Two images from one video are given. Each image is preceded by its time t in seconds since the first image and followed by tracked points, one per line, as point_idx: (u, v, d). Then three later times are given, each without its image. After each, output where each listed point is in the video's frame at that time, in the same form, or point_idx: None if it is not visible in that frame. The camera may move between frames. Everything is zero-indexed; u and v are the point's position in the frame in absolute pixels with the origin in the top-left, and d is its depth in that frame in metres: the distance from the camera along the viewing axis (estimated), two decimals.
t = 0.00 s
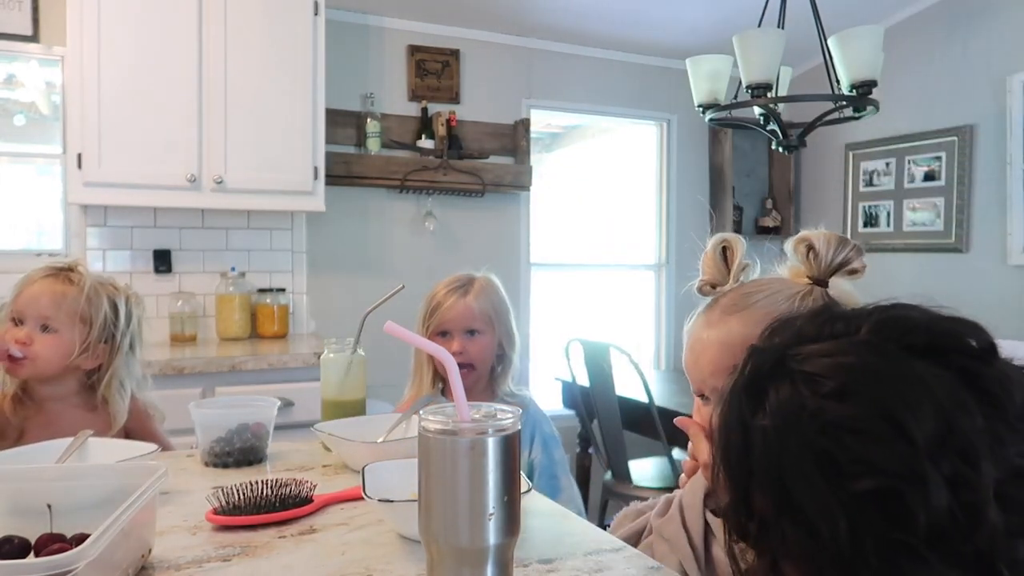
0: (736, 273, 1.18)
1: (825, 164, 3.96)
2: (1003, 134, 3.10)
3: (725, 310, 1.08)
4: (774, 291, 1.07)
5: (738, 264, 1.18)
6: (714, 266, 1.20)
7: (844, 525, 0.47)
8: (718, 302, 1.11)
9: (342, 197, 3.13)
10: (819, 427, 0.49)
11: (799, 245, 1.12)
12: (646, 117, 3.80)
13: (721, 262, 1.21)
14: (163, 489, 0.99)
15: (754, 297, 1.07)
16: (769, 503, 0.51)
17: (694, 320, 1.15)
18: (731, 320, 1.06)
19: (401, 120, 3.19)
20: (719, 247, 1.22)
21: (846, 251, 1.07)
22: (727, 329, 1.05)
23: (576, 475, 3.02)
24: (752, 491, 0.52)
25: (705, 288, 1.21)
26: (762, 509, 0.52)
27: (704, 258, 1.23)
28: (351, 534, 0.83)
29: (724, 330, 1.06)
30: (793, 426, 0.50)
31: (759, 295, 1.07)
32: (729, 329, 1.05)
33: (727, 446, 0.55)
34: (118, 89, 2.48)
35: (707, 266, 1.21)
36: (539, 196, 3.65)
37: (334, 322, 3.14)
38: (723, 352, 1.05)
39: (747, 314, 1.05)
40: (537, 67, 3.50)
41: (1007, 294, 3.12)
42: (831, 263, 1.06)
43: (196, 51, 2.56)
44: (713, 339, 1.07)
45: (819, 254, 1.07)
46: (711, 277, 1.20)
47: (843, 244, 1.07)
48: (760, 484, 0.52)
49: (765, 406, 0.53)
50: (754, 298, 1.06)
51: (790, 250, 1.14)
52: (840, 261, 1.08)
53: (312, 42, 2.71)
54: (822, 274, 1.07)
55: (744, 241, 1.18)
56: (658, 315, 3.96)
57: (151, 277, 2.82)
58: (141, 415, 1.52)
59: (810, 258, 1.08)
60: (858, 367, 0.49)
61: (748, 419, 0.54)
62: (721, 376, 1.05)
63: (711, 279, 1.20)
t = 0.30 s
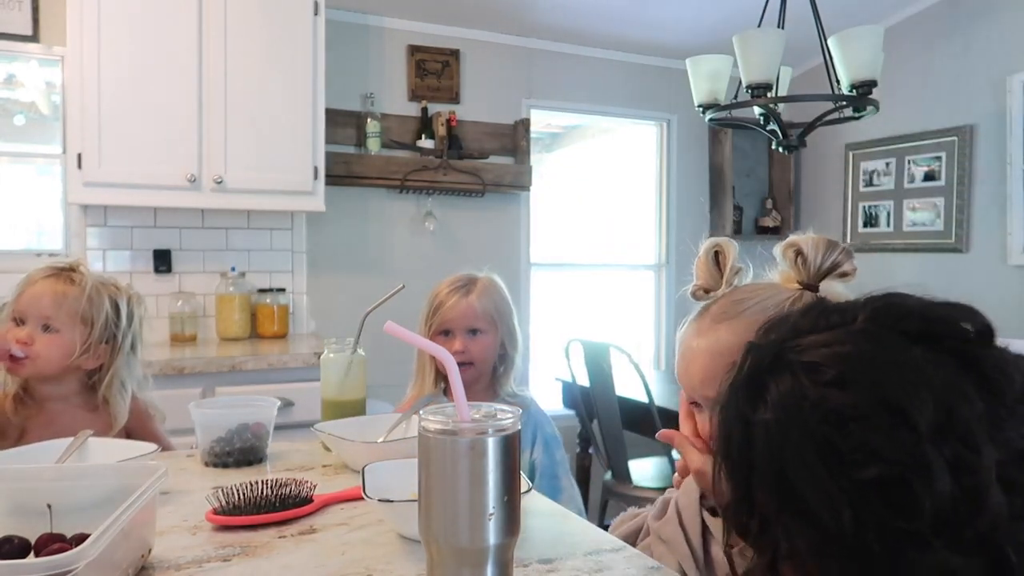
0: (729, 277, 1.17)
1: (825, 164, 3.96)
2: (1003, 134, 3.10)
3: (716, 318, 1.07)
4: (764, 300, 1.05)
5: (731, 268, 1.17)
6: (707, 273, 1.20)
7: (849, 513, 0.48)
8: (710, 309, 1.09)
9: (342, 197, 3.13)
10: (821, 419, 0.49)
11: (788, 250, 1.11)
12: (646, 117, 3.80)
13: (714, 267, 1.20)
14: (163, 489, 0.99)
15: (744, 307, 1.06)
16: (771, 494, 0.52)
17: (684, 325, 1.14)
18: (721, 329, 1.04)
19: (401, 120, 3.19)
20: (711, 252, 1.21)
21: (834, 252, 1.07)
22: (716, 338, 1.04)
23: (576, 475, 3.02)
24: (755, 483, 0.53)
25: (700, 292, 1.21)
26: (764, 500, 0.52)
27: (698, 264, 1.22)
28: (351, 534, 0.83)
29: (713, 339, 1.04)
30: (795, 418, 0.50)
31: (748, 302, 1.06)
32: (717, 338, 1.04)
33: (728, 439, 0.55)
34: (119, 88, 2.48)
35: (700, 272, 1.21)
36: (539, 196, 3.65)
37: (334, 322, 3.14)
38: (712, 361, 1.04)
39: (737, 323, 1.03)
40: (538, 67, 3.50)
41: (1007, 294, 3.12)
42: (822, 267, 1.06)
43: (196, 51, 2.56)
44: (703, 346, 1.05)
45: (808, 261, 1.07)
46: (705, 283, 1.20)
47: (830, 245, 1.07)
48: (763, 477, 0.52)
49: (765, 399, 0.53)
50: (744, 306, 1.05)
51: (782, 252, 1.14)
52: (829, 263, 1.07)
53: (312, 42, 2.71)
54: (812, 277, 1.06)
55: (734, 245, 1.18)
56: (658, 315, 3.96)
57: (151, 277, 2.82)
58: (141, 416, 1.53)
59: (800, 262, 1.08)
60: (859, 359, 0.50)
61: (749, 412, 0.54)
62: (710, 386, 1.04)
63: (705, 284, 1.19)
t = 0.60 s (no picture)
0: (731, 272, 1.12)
1: (826, 164, 3.96)
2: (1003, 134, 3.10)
3: (716, 310, 1.00)
4: (765, 293, 0.99)
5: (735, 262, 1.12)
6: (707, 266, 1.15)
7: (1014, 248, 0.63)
8: (712, 300, 1.02)
9: (342, 197, 3.13)
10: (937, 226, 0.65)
11: (801, 248, 1.06)
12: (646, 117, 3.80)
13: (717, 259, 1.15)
14: (163, 489, 0.99)
15: (743, 299, 0.99)
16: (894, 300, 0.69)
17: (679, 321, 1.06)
18: (727, 320, 0.97)
19: (401, 120, 3.19)
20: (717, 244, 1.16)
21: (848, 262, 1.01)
22: (721, 331, 0.97)
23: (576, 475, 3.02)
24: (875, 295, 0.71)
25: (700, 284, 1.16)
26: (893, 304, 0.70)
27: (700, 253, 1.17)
28: (351, 534, 0.83)
29: (716, 332, 0.97)
30: (941, 196, 0.66)
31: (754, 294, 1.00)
32: (722, 332, 0.96)
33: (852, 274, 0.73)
34: (119, 88, 2.48)
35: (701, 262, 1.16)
36: (539, 196, 3.65)
37: (334, 323, 3.14)
38: (715, 355, 0.96)
39: (739, 318, 0.97)
40: (538, 67, 3.50)
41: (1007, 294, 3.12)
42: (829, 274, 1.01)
43: (197, 51, 2.56)
44: (705, 339, 0.97)
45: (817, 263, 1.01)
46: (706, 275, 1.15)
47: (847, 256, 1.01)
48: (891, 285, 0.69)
49: (900, 197, 0.69)
50: (743, 303, 0.98)
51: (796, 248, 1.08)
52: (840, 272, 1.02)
53: (312, 41, 2.71)
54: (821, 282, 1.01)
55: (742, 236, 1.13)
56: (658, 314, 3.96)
57: (151, 277, 2.82)
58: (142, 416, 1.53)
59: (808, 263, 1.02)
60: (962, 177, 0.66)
61: (887, 214, 0.70)
62: (715, 376, 0.95)
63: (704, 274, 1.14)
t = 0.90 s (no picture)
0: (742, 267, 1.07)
1: (826, 164, 3.96)
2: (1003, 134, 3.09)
3: (763, 284, 0.98)
4: (801, 280, 0.99)
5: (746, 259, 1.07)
6: (717, 252, 1.08)
7: None
8: (753, 276, 1.00)
9: (342, 197, 3.13)
10: None
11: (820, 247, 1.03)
12: (646, 116, 3.80)
13: (726, 250, 1.08)
14: (163, 489, 0.99)
15: (787, 280, 0.98)
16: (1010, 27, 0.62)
17: (711, 292, 1.02)
18: (772, 296, 0.96)
19: (401, 120, 3.19)
20: (724, 233, 1.10)
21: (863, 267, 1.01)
22: (773, 304, 0.95)
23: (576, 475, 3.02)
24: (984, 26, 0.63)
25: (705, 273, 1.08)
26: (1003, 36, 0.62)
27: (707, 240, 1.09)
28: (351, 534, 0.83)
29: (769, 303, 0.95)
30: None
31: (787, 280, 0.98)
32: (775, 306, 0.94)
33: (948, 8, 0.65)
34: (119, 87, 2.48)
35: (708, 249, 1.09)
36: (539, 196, 3.65)
37: (334, 323, 3.14)
38: (764, 327, 0.93)
39: (784, 297, 0.95)
40: (538, 67, 3.50)
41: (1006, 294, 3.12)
42: (848, 275, 0.99)
43: (197, 51, 2.56)
44: (753, 311, 0.95)
45: (840, 261, 0.99)
46: (713, 261, 1.08)
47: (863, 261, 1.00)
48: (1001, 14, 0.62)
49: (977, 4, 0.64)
50: (787, 284, 0.98)
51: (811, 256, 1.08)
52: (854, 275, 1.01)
53: (312, 41, 2.71)
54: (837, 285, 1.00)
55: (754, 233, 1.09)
56: (658, 314, 3.97)
57: (152, 277, 2.82)
58: (143, 416, 1.53)
59: (828, 262, 1.00)
60: None
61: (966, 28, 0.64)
62: (763, 347, 0.92)
63: (715, 264, 1.07)
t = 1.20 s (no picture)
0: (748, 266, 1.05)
1: (826, 164, 3.95)
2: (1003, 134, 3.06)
3: (770, 287, 0.96)
4: (805, 281, 0.97)
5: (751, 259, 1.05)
6: (723, 252, 1.06)
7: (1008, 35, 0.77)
8: (760, 279, 0.98)
9: (342, 197, 3.13)
10: None
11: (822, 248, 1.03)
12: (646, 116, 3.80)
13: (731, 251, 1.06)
14: (163, 489, 0.99)
15: (791, 283, 0.96)
16: None
17: (719, 296, 1.01)
18: (780, 297, 0.94)
19: (401, 120, 3.19)
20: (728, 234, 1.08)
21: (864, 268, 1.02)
22: (783, 307, 0.93)
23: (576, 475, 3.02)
24: None
25: (711, 274, 1.06)
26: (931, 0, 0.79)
27: (711, 241, 1.08)
28: (350, 534, 0.83)
29: (780, 306, 0.93)
30: None
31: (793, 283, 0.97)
32: (785, 308, 0.93)
33: None
34: (118, 87, 2.48)
35: (713, 248, 1.07)
36: (539, 196, 3.65)
37: (334, 323, 3.14)
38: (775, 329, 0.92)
39: (792, 300, 0.94)
40: (538, 67, 3.50)
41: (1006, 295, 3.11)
42: (851, 276, 1.00)
43: (196, 52, 2.56)
44: (762, 314, 0.93)
45: (845, 260, 1.00)
46: (719, 262, 1.06)
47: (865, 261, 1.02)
48: None
49: None
50: (792, 286, 0.96)
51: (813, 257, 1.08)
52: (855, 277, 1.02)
53: (312, 41, 2.70)
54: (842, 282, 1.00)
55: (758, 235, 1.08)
56: (658, 314, 3.97)
57: (152, 277, 2.82)
58: (146, 416, 1.53)
59: (832, 260, 1.01)
60: None
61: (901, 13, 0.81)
62: (774, 350, 0.91)
63: (721, 263, 1.05)
